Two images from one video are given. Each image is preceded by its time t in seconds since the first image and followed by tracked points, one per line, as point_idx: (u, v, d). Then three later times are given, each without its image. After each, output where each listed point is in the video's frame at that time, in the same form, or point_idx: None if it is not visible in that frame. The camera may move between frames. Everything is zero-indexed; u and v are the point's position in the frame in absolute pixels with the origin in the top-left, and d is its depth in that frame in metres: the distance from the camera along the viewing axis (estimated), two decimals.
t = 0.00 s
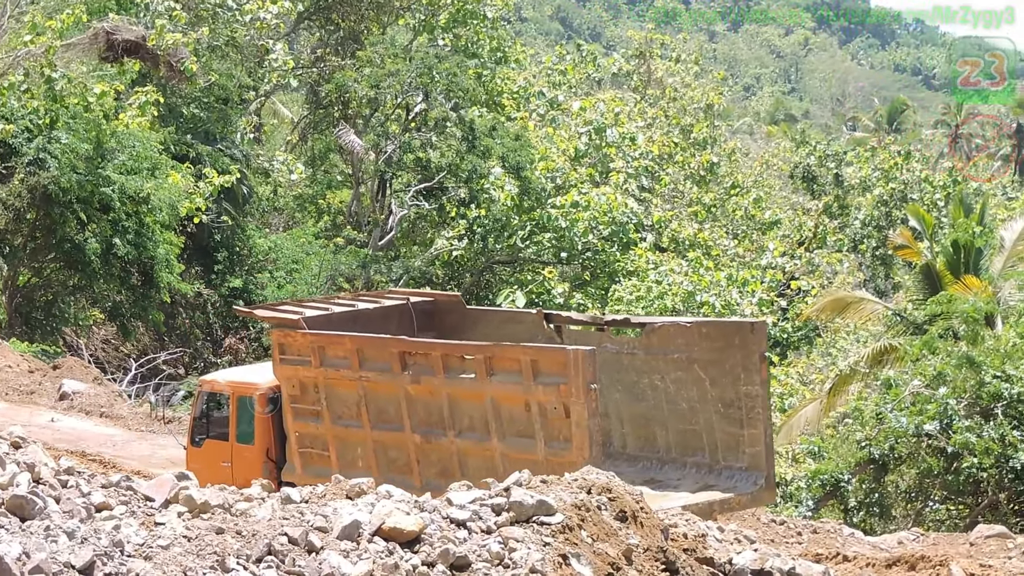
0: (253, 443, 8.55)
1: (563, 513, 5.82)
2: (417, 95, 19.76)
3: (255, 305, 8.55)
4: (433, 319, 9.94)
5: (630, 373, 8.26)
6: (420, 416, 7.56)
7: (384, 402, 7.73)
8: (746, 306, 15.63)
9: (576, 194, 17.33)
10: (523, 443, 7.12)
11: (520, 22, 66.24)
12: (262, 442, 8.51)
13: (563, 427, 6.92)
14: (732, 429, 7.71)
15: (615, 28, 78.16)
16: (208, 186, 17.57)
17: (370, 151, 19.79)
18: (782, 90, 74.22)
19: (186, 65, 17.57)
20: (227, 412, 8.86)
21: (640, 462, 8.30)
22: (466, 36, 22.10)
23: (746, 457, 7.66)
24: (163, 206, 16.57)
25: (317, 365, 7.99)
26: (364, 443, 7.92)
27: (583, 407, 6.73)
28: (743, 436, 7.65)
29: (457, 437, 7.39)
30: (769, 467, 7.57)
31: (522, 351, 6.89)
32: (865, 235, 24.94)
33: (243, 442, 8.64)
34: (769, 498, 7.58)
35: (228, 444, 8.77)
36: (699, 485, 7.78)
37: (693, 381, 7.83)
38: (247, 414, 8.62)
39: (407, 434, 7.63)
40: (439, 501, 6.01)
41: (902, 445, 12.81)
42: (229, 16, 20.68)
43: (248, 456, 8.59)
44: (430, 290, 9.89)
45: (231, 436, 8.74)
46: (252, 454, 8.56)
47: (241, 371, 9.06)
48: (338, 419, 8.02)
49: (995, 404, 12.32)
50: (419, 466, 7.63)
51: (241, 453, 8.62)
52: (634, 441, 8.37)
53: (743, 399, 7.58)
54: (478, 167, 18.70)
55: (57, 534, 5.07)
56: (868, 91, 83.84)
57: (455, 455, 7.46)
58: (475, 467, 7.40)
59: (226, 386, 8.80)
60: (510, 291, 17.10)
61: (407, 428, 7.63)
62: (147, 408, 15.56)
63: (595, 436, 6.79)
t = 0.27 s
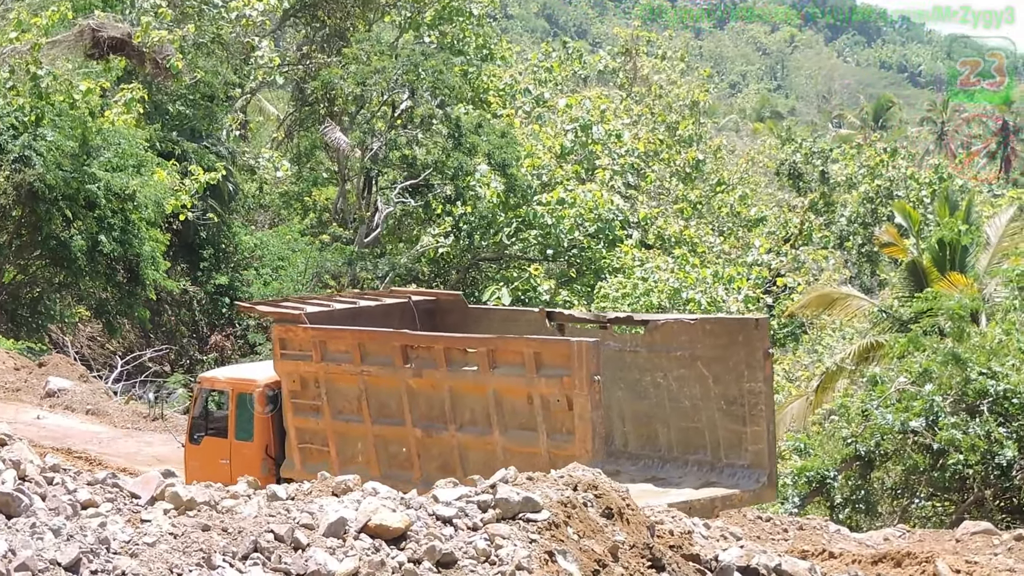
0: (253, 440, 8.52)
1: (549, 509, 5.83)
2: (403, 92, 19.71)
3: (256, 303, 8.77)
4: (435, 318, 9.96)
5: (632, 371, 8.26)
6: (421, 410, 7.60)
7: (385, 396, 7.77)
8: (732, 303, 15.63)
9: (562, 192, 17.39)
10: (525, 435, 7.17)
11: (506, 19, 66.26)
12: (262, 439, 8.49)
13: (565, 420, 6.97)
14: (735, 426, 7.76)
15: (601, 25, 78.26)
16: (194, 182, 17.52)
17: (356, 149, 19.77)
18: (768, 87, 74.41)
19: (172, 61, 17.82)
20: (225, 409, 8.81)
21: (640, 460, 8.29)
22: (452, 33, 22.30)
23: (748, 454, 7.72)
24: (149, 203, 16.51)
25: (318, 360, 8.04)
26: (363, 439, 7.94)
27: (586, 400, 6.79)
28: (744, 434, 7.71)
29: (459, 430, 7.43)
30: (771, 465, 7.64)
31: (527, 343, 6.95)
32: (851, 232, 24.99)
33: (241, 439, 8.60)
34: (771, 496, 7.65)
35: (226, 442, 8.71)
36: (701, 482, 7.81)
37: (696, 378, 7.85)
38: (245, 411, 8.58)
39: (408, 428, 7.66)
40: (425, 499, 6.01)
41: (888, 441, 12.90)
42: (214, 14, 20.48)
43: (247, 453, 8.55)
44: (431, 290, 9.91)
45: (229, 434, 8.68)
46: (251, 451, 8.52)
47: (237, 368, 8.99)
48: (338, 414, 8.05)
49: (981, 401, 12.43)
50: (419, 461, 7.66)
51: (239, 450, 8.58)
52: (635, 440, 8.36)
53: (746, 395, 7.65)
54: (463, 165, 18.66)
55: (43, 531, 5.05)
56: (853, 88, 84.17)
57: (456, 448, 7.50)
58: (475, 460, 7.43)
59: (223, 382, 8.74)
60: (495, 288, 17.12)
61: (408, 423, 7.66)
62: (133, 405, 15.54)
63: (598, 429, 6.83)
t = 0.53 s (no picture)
0: (250, 436, 8.56)
1: (536, 506, 5.84)
2: (389, 88, 19.58)
3: (256, 299, 8.74)
4: (435, 315, 10.04)
5: (633, 367, 8.24)
6: (421, 404, 7.57)
7: (385, 390, 7.74)
8: (718, 299, 15.66)
9: (549, 187, 17.43)
10: (525, 429, 7.12)
11: (492, 15, 66.12)
12: (260, 434, 8.51)
13: (566, 413, 6.91)
14: (736, 423, 7.71)
15: (588, 21, 78.20)
16: (181, 178, 17.51)
17: (343, 146, 19.82)
18: (754, 83, 74.57)
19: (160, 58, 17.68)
20: (223, 405, 8.86)
21: (640, 457, 8.33)
22: (439, 29, 21.92)
23: (749, 451, 7.65)
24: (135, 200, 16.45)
25: (318, 354, 8.00)
26: (363, 434, 7.91)
27: (587, 393, 6.71)
28: (745, 430, 7.66)
29: (459, 425, 7.40)
30: (772, 461, 7.54)
31: (527, 336, 6.90)
32: (837, 228, 25.04)
33: (239, 436, 8.64)
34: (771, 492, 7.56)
35: (225, 438, 8.76)
36: (701, 479, 7.77)
37: (697, 375, 7.81)
38: (242, 407, 8.61)
39: (408, 423, 7.63)
40: (411, 494, 6.03)
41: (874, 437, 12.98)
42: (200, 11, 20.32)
43: (244, 450, 8.58)
44: (431, 288, 10.00)
45: (228, 430, 8.73)
46: (249, 446, 8.56)
47: (236, 365, 9.04)
48: (337, 409, 8.02)
49: (967, 396, 12.49)
50: (419, 455, 7.63)
51: (237, 446, 8.61)
52: (635, 437, 8.38)
53: (747, 391, 7.60)
54: (450, 161, 18.81)
55: (30, 527, 5.04)
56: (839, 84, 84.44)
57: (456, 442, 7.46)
58: (475, 455, 7.39)
59: (221, 379, 8.79)
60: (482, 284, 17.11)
61: (408, 417, 7.63)
62: (119, 401, 15.53)
63: (599, 422, 6.77)
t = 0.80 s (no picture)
0: (250, 434, 8.59)
1: (522, 503, 5.85)
2: (376, 86, 19.64)
3: (258, 295, 8.74)
4: (436, 314, 9.94)
5: (636, 367, 8.23)
6: (423, 402, 7.52)
7: (386, 388, 7.69)
8: (705, 296, 15.67)
9: (535, 184, 17.43)
10: (527, 428, 7.04)
11: (478, 13, 66.07)
12: (260, 433, 8.53)
13: (569, 412, 6.81)
14: (739, 423, 7.74)
15: (574, 19, 78.23)
16: (167, 175, 17.53)
17: (329, 142, 19.85)
18: (740, 81, 74.75)
19: (145, 55, 17.56)
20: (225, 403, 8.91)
21: (642, 457, 8.32)
22: (425, 26, 21.91)
23: (752, 451, 7.67)
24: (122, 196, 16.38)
25: (319, 352, 7.97)
26: (364, 432, 7.87)
27: (590, 391, 6.62)
28: (749, 430, 7.68)
29: (461, 423, 7.34)
30: (775, 461, 7.57)
31: (530, 334, 6.82)
32: (824, 225, 25.10)
33: (239, 434, 8.68)
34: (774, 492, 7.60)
35: (226, 436, 8.81)
36: (704, 480, 7.79)
37: (701, 375, 7.86)
38: (242, 406, 8.66)
39: (409, 421, 7.59)
40: (397, 491, 6.03)
41: (860, 433, 12.95)
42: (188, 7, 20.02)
43: (244, 448, 8.61)
44: (433, 286, 9.93)
45: (229, 428, 8.78)
46: (248, 444, 8.58)
47: (239, 364, 9.10)
48: (337, 407, 7.98)
49: (953, 393, 12.60)
50: (420, 453, 7.59)
51: (237, 444, 8.65)
52: (638, 437, 8.38)
53: (751, 392, 7.65)
54: (436, 158, 18.80)
55: (15, 525, 5.03)
56: (826, 82, 84.70)
57: (458, 441, 7.40)
58: (477, 454, 7.32)
59: (223, 377, 8.85)
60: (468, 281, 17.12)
61: (409, 415, 7.59)
62: (105, 398, 15.50)
63: (602, 421, 6.67)
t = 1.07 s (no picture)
0: (249, 434, 8.53)
1: (508, 501, 5.85)
2: (363, 84, 19.68)
3: (254, 295, 8.71)
4: (435, 314, 9.98)
5: (637, 368, 8.52)
6: (423, 404, 7.55)
7: (386, 390, 7.72)
8: (691, 295, 15.68)
9: (522, 183, 17.43)
10: (529, 430, 7.08)
11: (465, 11, 66.03)
12: (258, 434, 8.50)
13: (571, 415, 6.87)
14: (741, 425, 8.04)
15: (561, 18, 78.29)
16: (153, 173, 17.49)
17: (317, 141, 19.94)
18: (727, 80, 74.92)
19: (131, 53, 17.80)
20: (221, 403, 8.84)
21: (643, 458, 8.62)
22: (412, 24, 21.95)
23: (754, 453, 7.98)
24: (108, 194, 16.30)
25: (317, 353, 7.99)
26: (363, 434, 7.90)
27: (593, 394, 6.67)
28: (751, 432, 7.98)
29: (462, 425, 7.38)
30: (778, 463, 7.88)
31: (532, 336, 6.86)
32: (810, 224, 25.17)
33: (237, 434, 8.62)
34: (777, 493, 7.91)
35: (223, 436, 8.73)
36: (707, 481, 8.09)
37: (703, 376, 8.15)
38: (240, 406, 8.62)
39: (408, 423, 7.61)
40: (383, 490, 6.04)
41: (846, 433, 12.92)
42: (175, 5, 20.23)
43: (242, 448, 8.55)
44: (431, 286, 9.97)
45: (226, 428, 8.72)
46: (247, 444, 8.53)
47: (234, 363, 9.02)
48: (336, 409, 8.01)
49: (939, 392, 12.73)
50: (420, 455, 7.61)
51: (236, 444, 8.59)
52: (639, 437, 8.67)
53: (753, 393, 7.93)
54: (423, 157, 18.76)
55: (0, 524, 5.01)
56: (812, 81, 85.01)
57: (458, 443, 7.44)
58: (478, 456, 7.36)
59: (220, 376, 8.78)
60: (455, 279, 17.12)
61: (409, 417, 7.61)
62: (91, 396, 15.45)
63: (605, 425, 6.72)
